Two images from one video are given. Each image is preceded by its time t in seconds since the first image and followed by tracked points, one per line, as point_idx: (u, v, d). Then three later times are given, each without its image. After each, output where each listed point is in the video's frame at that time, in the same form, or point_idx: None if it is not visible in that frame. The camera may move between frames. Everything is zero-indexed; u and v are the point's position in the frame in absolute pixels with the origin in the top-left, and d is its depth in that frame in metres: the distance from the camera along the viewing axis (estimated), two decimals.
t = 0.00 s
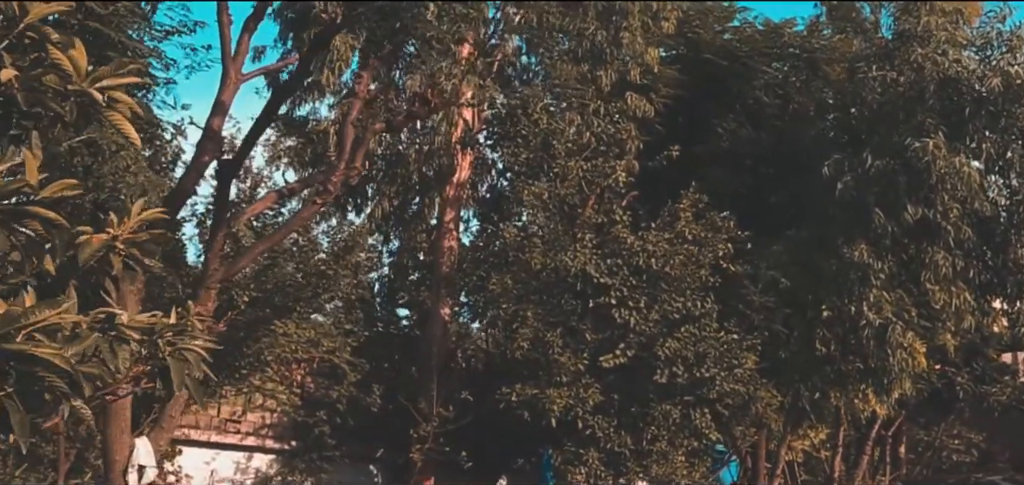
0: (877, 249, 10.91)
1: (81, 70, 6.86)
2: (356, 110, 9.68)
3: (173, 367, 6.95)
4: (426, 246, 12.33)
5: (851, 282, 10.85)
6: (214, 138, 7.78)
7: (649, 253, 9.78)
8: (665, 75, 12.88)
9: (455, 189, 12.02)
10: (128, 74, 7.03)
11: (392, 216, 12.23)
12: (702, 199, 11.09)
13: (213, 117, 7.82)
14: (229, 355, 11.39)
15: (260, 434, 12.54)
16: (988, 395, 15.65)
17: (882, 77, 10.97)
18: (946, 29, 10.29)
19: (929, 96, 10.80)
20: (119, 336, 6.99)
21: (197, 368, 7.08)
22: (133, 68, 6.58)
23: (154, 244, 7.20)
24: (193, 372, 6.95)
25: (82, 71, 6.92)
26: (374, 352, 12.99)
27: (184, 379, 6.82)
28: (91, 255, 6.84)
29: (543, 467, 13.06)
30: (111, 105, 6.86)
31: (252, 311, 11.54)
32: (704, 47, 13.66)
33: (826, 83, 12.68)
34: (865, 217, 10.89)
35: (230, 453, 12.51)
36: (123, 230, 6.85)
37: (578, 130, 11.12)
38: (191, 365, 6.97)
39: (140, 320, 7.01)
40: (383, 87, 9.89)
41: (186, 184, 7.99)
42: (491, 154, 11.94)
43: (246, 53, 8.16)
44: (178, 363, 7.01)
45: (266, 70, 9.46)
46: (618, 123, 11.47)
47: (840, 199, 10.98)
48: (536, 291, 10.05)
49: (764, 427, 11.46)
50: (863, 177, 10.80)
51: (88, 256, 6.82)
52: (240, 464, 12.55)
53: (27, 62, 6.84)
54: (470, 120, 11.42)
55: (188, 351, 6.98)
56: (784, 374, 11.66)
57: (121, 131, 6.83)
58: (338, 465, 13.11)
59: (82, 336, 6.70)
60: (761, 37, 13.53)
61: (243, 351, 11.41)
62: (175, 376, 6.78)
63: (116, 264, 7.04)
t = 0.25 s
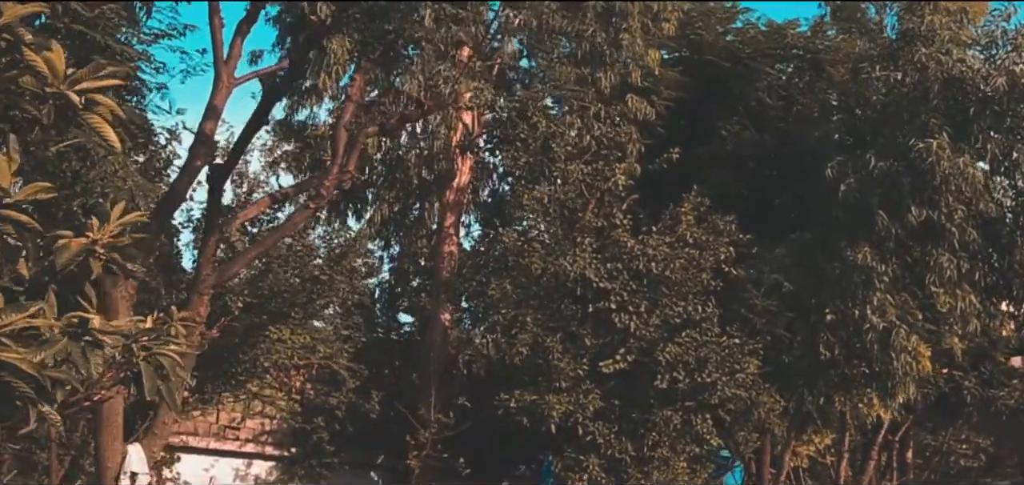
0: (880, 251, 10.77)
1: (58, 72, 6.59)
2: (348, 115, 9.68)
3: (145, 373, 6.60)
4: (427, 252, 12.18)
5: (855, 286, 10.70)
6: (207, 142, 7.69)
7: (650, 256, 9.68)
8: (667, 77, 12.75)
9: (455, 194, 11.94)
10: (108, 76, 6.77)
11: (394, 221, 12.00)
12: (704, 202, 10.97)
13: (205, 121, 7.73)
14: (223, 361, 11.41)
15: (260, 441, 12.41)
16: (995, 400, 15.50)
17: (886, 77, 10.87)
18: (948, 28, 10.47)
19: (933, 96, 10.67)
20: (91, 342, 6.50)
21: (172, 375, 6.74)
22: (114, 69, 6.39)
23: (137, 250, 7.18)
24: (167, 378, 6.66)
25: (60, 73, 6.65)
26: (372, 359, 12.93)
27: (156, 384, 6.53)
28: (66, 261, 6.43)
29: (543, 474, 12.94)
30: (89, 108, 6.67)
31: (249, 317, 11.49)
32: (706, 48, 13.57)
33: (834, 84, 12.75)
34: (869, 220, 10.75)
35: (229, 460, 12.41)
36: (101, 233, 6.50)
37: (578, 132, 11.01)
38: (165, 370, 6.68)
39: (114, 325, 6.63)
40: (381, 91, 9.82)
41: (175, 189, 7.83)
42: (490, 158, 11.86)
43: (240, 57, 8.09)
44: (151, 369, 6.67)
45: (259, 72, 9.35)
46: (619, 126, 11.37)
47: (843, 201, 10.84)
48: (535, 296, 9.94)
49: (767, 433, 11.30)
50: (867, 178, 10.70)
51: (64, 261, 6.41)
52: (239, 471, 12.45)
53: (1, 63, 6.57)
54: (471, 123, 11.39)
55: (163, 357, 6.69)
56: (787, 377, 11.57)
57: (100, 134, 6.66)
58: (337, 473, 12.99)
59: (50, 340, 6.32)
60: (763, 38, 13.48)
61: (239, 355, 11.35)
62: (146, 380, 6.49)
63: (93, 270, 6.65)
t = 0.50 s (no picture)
0: (882, 255, 10.67)
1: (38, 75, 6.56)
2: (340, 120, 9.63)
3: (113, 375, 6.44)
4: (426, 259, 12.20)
5: (856, 290, 10.58)
6: (198, 147, 7.62)
7: (648, 260, 9.59)
8: (668, 80, 12.66)
9: (455, 199, 11.89)
10: (89, 80, 6.71)
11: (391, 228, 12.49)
12: (704, 206, 10.88)
13: (196, 124, 7.67)
14: (219, 369, 11.34)
15: (258, 448, 12.24)
16: (1001, 404, 15.41)
17: (887, 79, 10.78)
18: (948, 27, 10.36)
19: (935, 98, 10.55)
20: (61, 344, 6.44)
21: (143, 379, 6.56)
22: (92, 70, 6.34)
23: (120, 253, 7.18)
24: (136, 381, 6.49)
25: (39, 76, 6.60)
26: (366, 363, 12.79)
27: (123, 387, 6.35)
28: (42, 265, 6.36)
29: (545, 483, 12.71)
30: (68, 111, 6.61)
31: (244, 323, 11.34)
32: (706, 50, 13.51)
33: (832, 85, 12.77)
34: (870, 223, 10.66)
35: (227, 467, 12.19)
36: (78, 237, 6.42)
37: (577, 135, 10.94)
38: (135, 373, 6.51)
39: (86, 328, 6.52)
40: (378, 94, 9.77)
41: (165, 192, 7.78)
42: (488, 163, 11.99)
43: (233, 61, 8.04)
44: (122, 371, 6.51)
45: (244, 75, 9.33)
46: (618, 128, 11.31)
47: (845, 204, 10.75)
48: (533, 301, 9.86)
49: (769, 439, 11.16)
50: (868, 181, 10.62)
51: (41, 265, 6.33)
52: (237, 478, 12.23)
53: None
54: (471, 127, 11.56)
55: (134, 360, 6.52)
56: (789, 382, 11.48)
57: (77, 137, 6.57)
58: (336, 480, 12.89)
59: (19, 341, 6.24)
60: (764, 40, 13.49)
61: (235, 361, 11.28)
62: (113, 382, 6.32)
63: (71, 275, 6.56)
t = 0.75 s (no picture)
0: (881, 259, 10.58)
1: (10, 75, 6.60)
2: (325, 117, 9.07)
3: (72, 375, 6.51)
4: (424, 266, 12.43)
5: (855, 294, 10.50)
6: (187, 151, 7.60)
7: (643, 265, 9.53)
8: (666, 84, 12.63)
9: (452, 205, 11.84)
10: (63, 83, 6.82)
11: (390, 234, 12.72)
12: (702, 210, 10.82)
13: (186, 128, 7.64)
14: (214, 375, 11.32)
15: (253, 455, 12.19)
16: (1006, 411, 15.30)
17: (886, 82, 10.71)
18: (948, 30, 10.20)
19: (934, 101, 10.46)
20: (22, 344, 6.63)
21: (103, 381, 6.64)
22: (69, 71, 6.45)
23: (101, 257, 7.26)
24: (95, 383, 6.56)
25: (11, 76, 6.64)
26: (360, 368, 12.72)
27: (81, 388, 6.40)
28: (13, 266, 6.38)
29: None
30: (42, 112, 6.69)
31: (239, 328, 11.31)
32: (705, 54, 13.41)
33: (832, 89, 12.71)
34: (869, 227, 10.57)
35: (222, 473, 12.16)
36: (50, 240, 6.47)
37: (573, 139, 10.90)
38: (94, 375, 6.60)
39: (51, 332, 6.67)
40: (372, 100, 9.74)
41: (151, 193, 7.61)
42: (485, 169, 11.94)
43: (223, 66, 8.01)
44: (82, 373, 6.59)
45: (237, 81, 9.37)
46: (616, 133, 11.28)
47: (843, 208, 10.67)
48: (528, 307, 9.79)
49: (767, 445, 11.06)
50: (867, 185, 10.52)
51: (12, 265, 6.36)
52: None
53: None
54: (468, 132, 11.55)
55: (93, 362, 6.60)
56: (788, 388, 11.39)
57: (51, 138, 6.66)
58: None
59: None
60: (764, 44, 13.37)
61: (230, 367, 11.23)
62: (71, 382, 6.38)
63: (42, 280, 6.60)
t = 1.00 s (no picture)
0: (877, 264, 10.51)
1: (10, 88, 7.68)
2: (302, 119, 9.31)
3: None
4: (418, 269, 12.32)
5: (850, 299, 10.40)
6: (173, 154, 7.55)
7: (635, 269, 9.47)
8: (661, 88, 12.61)
9: (445, 207, 11.73)
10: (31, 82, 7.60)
11: (384, 237, 12.68)
12: (696, 214, 10.76)
13: (172, 131, 7.60)
14: (206, 381, 11.26)
15: (246, 461, 12.14)
16: (1007, 417, 15.19)
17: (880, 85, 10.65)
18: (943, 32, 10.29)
19: (929, 104, 10.43)
20: None
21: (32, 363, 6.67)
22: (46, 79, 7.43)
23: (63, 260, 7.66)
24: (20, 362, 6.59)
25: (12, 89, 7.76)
26: (351, 372, 12.51)
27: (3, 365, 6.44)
28: None
29: None
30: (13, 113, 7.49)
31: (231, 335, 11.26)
32: (702, 58, 13.26)
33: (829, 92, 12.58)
34: (864, 231, 10.51)
35: (213, 480, 12.11)
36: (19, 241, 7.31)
37: (567, 143, 10.86)
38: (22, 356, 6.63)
39: None
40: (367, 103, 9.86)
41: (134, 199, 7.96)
42: (479, 172, 11.79)
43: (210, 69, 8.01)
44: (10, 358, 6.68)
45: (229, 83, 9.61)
46: (610, 138, 11.24)
47: (838, 212, 10.61)
48: (520, 311, 9.71)
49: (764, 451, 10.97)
50: (862, 189, 10.46)
51: None
52: None
53: None
54: (462, 135, 11.42)
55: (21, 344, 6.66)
56: (784, 393, 11.30)
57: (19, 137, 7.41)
58: None
59: None
60: (760, 48, 13.32)
61: (222, 373, 11.17)
62: None
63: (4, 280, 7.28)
